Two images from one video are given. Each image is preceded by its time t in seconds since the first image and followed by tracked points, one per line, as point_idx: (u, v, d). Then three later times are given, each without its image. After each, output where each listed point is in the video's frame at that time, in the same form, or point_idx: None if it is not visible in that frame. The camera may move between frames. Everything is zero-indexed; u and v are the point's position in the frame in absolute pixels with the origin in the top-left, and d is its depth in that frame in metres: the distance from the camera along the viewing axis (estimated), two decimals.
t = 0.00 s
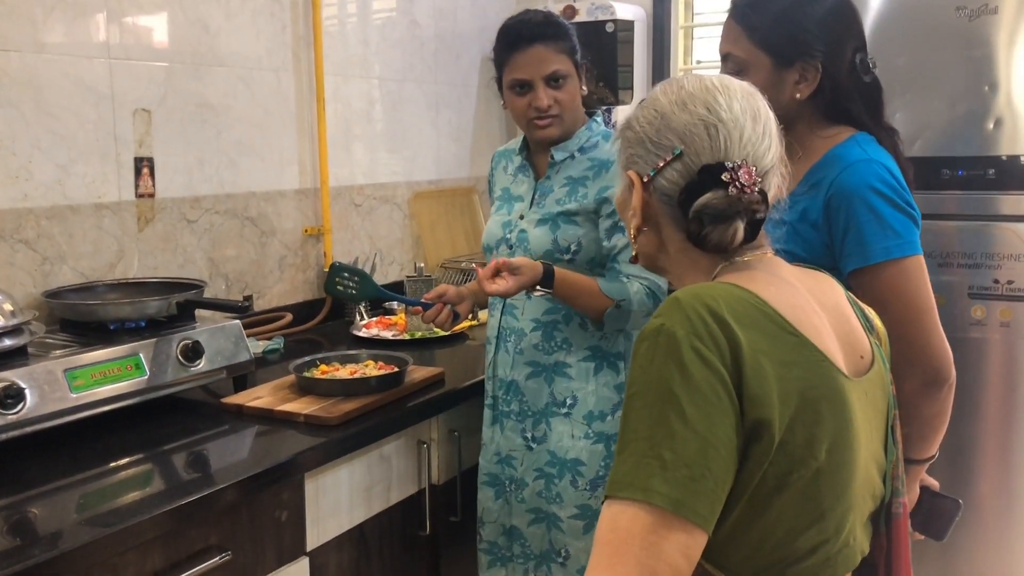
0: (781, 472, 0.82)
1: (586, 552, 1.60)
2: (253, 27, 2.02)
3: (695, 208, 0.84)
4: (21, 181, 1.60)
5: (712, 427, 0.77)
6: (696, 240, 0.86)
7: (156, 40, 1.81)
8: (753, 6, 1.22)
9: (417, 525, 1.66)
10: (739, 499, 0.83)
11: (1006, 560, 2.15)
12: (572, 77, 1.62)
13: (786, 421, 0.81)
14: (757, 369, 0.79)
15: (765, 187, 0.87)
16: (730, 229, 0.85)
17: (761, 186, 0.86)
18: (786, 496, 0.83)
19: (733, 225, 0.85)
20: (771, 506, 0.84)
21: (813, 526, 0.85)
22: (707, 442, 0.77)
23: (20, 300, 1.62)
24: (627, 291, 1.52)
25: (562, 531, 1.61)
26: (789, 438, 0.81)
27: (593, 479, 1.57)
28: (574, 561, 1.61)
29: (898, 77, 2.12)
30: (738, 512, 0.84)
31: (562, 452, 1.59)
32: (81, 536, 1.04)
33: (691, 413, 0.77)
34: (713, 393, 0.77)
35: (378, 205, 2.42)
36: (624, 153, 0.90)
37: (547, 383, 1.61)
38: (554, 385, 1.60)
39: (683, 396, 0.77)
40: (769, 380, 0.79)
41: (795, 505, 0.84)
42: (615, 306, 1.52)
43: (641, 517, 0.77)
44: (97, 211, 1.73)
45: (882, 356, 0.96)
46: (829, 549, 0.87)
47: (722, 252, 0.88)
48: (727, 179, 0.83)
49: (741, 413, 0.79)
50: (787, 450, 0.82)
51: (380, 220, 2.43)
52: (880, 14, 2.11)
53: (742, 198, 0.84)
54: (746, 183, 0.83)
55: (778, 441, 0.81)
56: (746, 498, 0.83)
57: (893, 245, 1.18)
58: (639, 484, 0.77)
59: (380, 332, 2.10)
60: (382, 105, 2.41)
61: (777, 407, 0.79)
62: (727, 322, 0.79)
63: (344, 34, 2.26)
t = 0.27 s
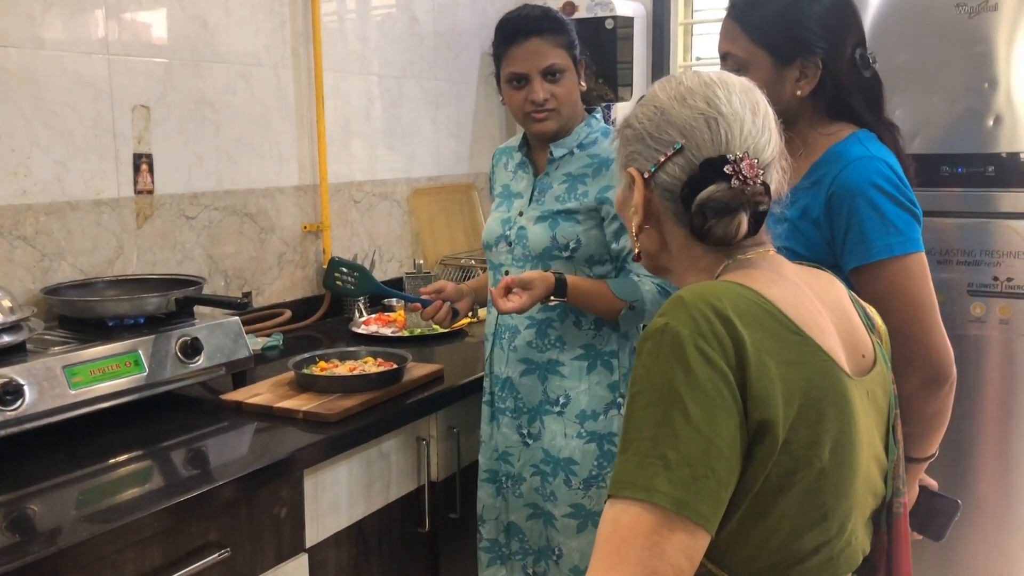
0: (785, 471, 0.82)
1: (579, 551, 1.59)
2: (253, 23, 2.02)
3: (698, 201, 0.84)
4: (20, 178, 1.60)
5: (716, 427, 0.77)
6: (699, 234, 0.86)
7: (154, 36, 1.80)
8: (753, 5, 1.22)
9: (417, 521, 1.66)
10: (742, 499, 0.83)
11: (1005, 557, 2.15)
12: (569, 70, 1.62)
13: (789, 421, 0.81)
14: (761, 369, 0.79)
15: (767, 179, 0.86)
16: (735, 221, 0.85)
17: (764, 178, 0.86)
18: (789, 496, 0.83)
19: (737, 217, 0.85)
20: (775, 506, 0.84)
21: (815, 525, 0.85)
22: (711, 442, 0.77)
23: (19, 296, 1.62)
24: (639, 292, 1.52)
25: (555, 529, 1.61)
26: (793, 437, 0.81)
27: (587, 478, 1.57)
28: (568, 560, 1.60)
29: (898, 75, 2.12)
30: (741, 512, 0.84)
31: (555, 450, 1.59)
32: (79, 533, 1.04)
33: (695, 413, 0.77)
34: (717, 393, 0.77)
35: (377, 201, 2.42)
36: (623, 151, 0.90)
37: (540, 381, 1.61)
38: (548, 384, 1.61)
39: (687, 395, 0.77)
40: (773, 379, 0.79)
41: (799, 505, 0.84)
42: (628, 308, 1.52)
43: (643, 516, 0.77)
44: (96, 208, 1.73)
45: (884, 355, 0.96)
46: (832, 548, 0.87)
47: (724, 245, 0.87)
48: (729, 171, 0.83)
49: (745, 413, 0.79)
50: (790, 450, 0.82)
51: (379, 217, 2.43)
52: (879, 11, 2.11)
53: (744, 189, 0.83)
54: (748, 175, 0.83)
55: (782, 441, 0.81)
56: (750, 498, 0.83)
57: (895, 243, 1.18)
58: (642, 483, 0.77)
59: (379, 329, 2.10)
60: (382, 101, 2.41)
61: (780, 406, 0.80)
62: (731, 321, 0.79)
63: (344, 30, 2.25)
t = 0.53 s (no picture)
0: (785, 467, 0.82)
1: (577, 552, 1.60)
2: (253, 19, 2.01)
3: (707, 201, 0.84)
4: (20, 174, 1.60)
5: (717, 424, 0.77)
6: (706, 234, 0.86)
7: (154, 33, 1.80)
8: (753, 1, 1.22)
9: (417, 518, 1.67)
10: (743, 495, 0.83)
11: (1005, 553, 2.16)
12: (569, 68, 1.62)
13: (790, 417, 0.81)
14: (761, 365, 0.79)
15: (775, 180, 0.86)
16: (743, 221, 0.85)
17: (773, 180, 0.86)
18: (790, 492, 0.83)
19: (745, 217, 0.85)
20: (775, 502, 0.84)
21: (816, 522, 0.85)
22: (711, 438, 0.77)
23: (20, 293, 1.62)
24: (632, 291, 1.51)
25: (553, 527, 1.62)
26: (793, 433, 0.81)
27: (585, 476, 1.57)
28: (565, 560, 1.62)
29: (899, 71, 2.11)
30: (742, 508, 0.84)
31: (553, 448, 1.59)
32: (80, 529, 1.04)
33: (695, 410, 0.77)
34: (718, 390, 0.77)
35: (377, 198, 2.42)
36: (629, 145, 0.90)
37: (539, 378, 1.61)
38: (546, 381, 1.60)
39: (688, 392, 0.77)
40: (774, 376, 0.79)
41: (799, 501, 0.84)
42: (622, 307, 1.51)
43: (642, 512, 0.77)
44: (96, 204, 1.73)
45: (884, 351, 0.96)
46: (832, 544, 0.88)
47: (730, 246, 0.88)
48: (740, 172, 0.83)
49: (746, 409, 0.79)
50: (792, 446, 0.82)
51: (380, 214, 2.43)
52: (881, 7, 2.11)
53: (754, 192, 0.83)
54: (758, 177, 0.83)
55: (783, 437, 0.81)
56: (751, 494, 0.83)
57: (891, 239, 1.18)
58: (642, 479, 0.77)
59: (379, 325, 2.10)
60: (382, 98, 2.40)
61: (781, 403, 0.80)
62: (732, 317, 0.79)
63: (344, 27, 2.25)
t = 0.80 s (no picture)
0: (787, 466, 0.82)
1: (565, 552, 1.60)
2: (253, 16, 2.01)
3: (703, 206, 0.84)
4: (20, 171, 1.60)
5: (718, 423, 0.77)
6: (702, 239, 0.86)
7: (155, 30, 1.80)
8: None
9: (418, 515, 1.67)
10: (744, 494, 0.83)
11: (1006, 551, 2.16)
12: (531, 73, 1.59)
13: (792, 415, 0.81)
14: (763, 364, 0.79)
15: (773, 185, 0.86)
16: (739, 228, 0.85)
17: (771, 186, 0.86)
18: (791, 490, 0.83)
19: (741, 224, 0.85)
20: (776, 500, 0.84)
21: (818, 520, 0.85)
22: (712, 437, 0.77)
23: (20, 290, 1.62)
24: (626, 296, 1.51)
25: (541, 526, 1.62)
26: (795, 431, 0.81)
27: (574, 476, 1.58)
28: (553, 560, 1.61)
29: (901, 68, 2.11)
30: (743, 507, 0.84)
31: (543, 447, 1.60)
32: (81, 526, 1.04)
33: (697, 409, 0.77)
34: (719, 388, 0.77)
35: (377, 196, 2.42)
36: (629, 142, 0.90)
37: (530, 377, 1.62)
38: (537, 380, 1.61)
39: (689, 391, 0.77)
40: (775, 374, 0.79)
41: (800, 499, 0.84)
42: (615, 313, 1.52)
43: (643, 512, 0.77)
44: (96, 202, 1.73)
45: (885, 348, 0.96)
46: (834, 542, 0.88)
47: (727, 251, 0.88)
48: (737, 178, 0.83)
49: (747, 408, 0.79)
50: (793, 444, 0.82)
51: (380, 212, 2.43)
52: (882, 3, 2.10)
53: (750, 199, 0.84)
54: (755, 183, 0.83)
55: (785, 435, 0.81)
56: (752, 493, 0.83)
57: (887, 239, 1.18)
58: (643, 478, 0.77)
59: (379, 323, 2.10)
60: (382, 95, 2.40)
61: (783, 401, 0.79)
62: (733, 316, 0.79)
63: (344, 24, 2.25)
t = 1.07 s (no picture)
0: (789, 464, 0.82)
1: (553, 548, 1.63)
2: (254, 15, 2.01)
3: (706, 204, 0.84)
4: (21, 170, 1.59)
5: (720, 421, 0.77)
6: (705, 237, 0.86)
7: (155, 29, 1.80)
8: None
9: (418, 514, 1.67)
10: (746, 492, 0.83)
11: (1006, 549, 2.16)
12: (517, 73, 1.58)
13: (794, 414, 0.81)
14: (765, 362, 0.79)
15: (776, 183, 0.87)
16: (742, 226, 0.85)
17: (773, 183, 0.86)
18: (793, 489, 0.83)
19: (744, 222, 0.85)
20: (778, 498, 0.84)
21: (819, 518, 0.85)
22: (714, 435, 0.77)
23: (21, 289, 1.61)
24: (602, 300, 1.51)
25: (529, 523, 1.64)
26: (797, 430, 0.81)
27: (560, 474, 1.60)
28: (541, 555, 1.64)
29: (902, 66, 2.11)
30: (744, 505, 0.84)
31: (531, 445, 1.62)
32: (82, 524, 1.04)
33: (698, 406, 0.77)
34: (720, 386, 0.77)
35: (378, 194, 2.42)
36: (631, 140, 0.89)
37: (519, 374, 1.63)
38: (525, 377, 1.62)
39: (691, 389, 0.77)
40: (777, 372, 0.79)
41: (802, 497, 0.84)
42: (591, 315, 1.52)
43: (644, 510, 0.77)
44: (97, 200, 1.72)
45: (887, 346, 0.96)
46: (835, 541, 0.88)
47: (729, 249, 0.88)
48: (740, 176, 0.83)
49: (749, 406, 0.79)
50: (796, 443, 0.82)
51: (380, 210, 2.43)
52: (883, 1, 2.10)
53: (753, 197, 0.84)
54: (758, 181, 0.83)
55: (787, 433, 0.81)
56: (753, 491, 0.83)
57: (889, 238, 1.18)
58: (644, 476, 0.77)
59: (380, 322, 2.10)
60: (383, 93, 2.40)
61: (785, 399, 0.79)
62: (735, 314, 0.79)
63: (344, 22, 2.25)
